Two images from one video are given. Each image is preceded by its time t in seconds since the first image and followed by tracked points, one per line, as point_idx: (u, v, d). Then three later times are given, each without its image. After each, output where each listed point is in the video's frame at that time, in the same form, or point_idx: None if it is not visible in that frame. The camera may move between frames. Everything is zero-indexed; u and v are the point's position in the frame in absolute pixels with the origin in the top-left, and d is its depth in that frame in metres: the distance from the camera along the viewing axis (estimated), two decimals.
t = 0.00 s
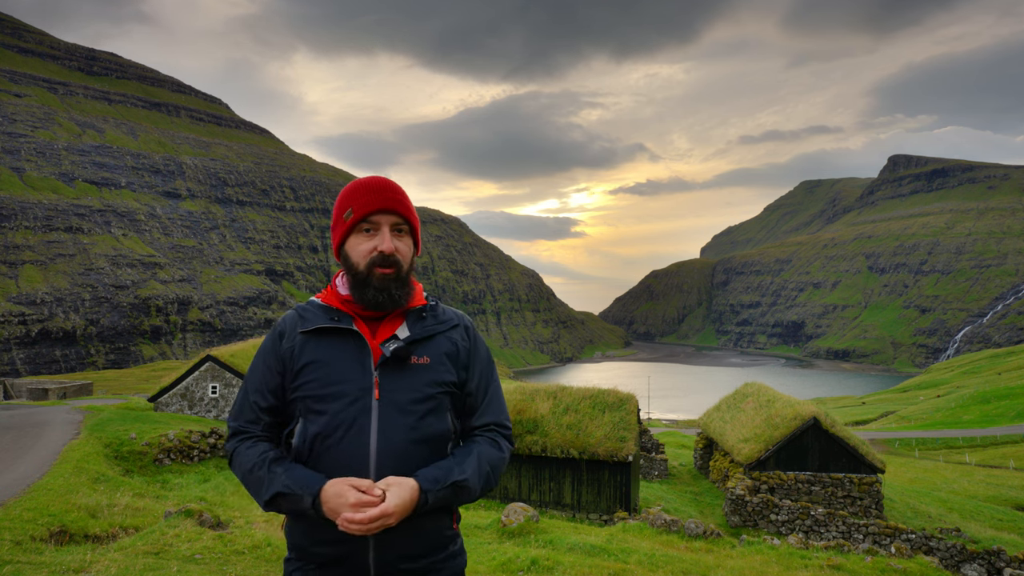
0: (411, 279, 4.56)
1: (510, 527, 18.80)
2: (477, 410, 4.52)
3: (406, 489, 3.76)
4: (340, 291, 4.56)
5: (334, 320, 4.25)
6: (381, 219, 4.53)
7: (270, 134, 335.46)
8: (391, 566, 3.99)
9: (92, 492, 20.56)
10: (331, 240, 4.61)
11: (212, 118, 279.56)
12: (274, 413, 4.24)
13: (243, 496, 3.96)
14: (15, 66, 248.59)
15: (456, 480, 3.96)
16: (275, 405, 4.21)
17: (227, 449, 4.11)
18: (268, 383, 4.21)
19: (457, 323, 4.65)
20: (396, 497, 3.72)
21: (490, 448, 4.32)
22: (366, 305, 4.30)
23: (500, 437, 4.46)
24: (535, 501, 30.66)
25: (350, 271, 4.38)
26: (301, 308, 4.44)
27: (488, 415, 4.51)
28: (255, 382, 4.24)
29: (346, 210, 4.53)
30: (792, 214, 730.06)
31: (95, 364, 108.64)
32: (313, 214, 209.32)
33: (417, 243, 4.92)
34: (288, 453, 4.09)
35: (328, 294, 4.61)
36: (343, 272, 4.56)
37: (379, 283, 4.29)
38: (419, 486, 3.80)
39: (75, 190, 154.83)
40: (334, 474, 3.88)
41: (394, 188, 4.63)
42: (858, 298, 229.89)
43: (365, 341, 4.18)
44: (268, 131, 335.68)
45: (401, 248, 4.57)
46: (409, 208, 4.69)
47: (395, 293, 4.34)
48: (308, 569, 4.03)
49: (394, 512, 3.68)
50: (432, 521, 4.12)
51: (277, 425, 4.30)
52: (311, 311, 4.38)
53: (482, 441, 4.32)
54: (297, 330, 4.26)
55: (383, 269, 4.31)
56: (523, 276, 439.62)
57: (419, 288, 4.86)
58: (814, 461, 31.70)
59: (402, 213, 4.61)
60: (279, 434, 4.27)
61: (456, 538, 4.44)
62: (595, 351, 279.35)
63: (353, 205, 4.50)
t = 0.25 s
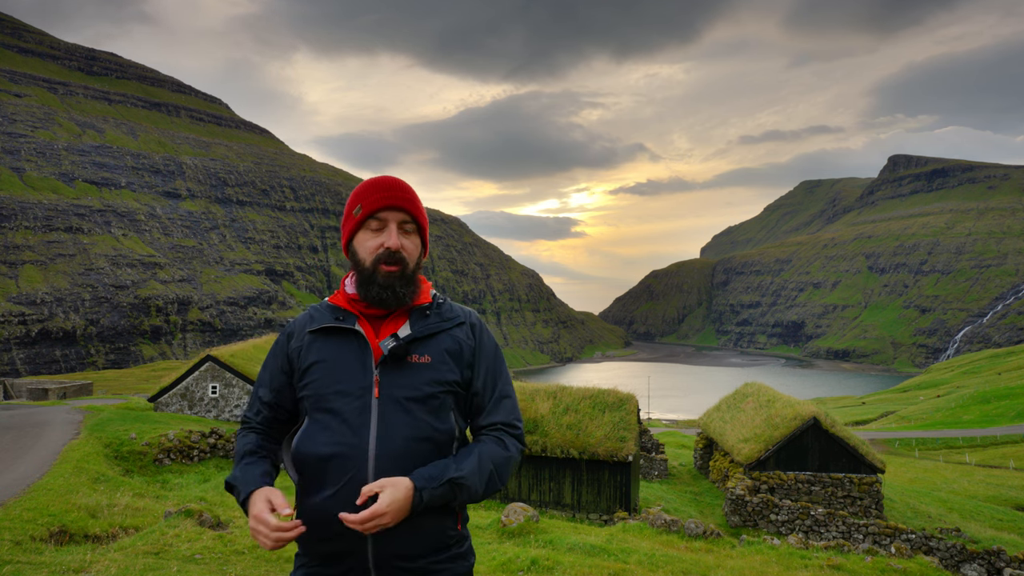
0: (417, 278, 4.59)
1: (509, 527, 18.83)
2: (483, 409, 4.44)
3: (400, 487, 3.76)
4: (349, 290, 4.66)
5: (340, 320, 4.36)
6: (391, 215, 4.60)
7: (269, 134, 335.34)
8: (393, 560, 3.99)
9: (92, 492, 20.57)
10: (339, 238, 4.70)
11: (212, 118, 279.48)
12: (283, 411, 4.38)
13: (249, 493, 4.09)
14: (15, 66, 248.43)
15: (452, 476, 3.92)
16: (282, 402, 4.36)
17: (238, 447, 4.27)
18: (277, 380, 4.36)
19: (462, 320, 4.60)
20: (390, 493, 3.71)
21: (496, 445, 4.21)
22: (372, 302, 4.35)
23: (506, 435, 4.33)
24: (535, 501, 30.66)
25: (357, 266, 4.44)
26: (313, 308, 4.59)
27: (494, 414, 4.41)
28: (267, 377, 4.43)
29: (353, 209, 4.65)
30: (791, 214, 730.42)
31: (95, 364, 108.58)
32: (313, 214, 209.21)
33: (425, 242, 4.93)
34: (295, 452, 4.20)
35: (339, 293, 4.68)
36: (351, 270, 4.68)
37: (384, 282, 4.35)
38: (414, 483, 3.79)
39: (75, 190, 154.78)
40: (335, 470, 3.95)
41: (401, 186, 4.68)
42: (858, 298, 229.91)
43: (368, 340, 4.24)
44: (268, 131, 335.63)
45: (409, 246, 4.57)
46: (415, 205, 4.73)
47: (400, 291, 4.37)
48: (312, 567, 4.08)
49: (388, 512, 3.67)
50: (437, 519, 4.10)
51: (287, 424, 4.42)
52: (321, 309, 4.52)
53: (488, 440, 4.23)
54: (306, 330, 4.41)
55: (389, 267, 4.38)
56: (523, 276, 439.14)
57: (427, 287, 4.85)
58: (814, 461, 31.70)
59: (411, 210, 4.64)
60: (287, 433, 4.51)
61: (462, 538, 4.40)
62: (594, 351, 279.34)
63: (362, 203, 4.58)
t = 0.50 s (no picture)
0: (423, 278, 4.56)
1: (510, 527, 18.81)
2: (488, 411, 4.34)
3: (397, 486, 3.75)
4: (356, 289, 4.69)
5: (345, 320, 4.42)
6: (396, 215, 4.58)
7: (270, 134, 335.47)
8: (391, 562, 3.97)
9: (92, 492, 20.57)
10: (346, 235, 4.69)
11: (212, 118, 279.50)
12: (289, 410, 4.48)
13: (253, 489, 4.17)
14: (15, 66, 248.53)
15: (451, 479, 3.86)
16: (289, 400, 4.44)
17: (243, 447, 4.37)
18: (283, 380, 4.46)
19: (468, 320, 4.52)
20: (388, 493, 3.70)
21: (496, 448, 4.13)
22: (378, 301, 4.33)
23: (510, 436, 4.24)
24: (535, 501, 30.67)
25: (364, 264, 4.45)
26: (323, 309, 4.67)
27: (499, 416, 4.33)
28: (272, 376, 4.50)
29: (361, 207, 4.64)
30: (791, 213, 730.15)
31: (95, 364, 108.65)
32: (314, 214, 209.26)
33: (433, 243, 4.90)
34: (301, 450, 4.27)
35: (347, 293, 4.71)
36: (357, 270, 4.68)
37: (391, 280, 4.33)
38: (411, 486, 3.76)
39: (75, 190, 154.88)
40: (336, 471, 3.99)
41: (406, 186, 4.66)
42: (858, 298, 229.98)
43: (372, 341, 4.24)
44: (268, 131, 335.70)
45: (415, 247, 4.56)
46: (422, 205, 4.70)
47: (407, 289, 4.36)
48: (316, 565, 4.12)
49: (384, 513, 3.67)
50: (438, 521, 4.09)
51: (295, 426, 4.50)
52: (329, 309, 4.59)
53: (489, 443, 4.15)
54: (314, 331, 4.49)
55: (396, 266, 4.38)
56: (524, 276, 438.98)
57: (433, 286, 4.81)
58: (814, 461, 31.70)
59: (416, 210, 4.65)
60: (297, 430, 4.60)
61: (465, 539, 4.37)
62: (594, 351, 279.31)
63: (369, 202, 4.58)
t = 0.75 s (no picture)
0: (427, 280, 4.55)
1: (510, 527, 18.80)
2: (488, 414, 4.33)
3: (393, 489, 3.77)
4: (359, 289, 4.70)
5: (349, 322, 4.43)
6: (399, 217, 4.61)
7: (269, 134, 335.64)
8: (387, 561, 3.97)
9: (92, 492, 20.58)
10: (350, 240, 4.73)
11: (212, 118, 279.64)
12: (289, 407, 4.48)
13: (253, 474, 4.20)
14: (15, 66, 248.40)
15: (449, 477, 3.89)
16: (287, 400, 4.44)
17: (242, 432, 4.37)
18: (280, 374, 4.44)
19: (474, 323, 4.48)
20: (386, 493, 3.70)
21: (497, 452, 4.12)
22: (385, 305, 4.35)
23: (507, 441, 4.19)
24: (535, 501, 30.67)
25: (369, 268, 4.48)
26: (329, 305, 4.74)
27: (501, 420, 4.27)
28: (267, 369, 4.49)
29: (365, 210, 4.65)
30: (791, 213, 730.30)
31: (95, 364, 108.62)
32: (314, 214, 209.18)
33: (437, 242, 4.91)
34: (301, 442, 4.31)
35: (352, 293, 4.74)
36: (362, 271, 4.72)
37: (399, 283, 4.34)
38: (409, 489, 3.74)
39: (75, 190, 154.84)
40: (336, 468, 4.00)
41: (409, 187, 4.69)
42: (858, 298, 230.03)
43: (375, 346, 4.26)
44: (268, 131, 335.67)
45: (419, 246, 4.58)
46: (426, 207, 4.72)
47: (416, 290, 4.34)
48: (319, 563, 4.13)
49: (382, 508, 3.67)
50: (437, 523, 4.09)
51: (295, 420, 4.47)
52: (334, 309, 4.63)
53: (491, 448, 4.11)
54: (320, 331, 4.55)
55: (403, 267, 4.35)
56: (523, 276, 438.94)
57: (439, 287, 4.79)
58: (814, 461, 31.71)
59: (419, 211, 4.67)
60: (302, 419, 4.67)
61: (465, 543, 4.31)
62: (595, 351, 279.29)
63: (371, 205, 4.59)
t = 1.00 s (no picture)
0: (430, 282, 4.51)
1: (510, 527, 18.82)
2: (488, 416, 4.30)
3: (391, 489, 3.79)
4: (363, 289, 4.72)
5: (352, 320, 4.43)
6: (403, 218, 4.58)
7: (269, 134, 335.68)
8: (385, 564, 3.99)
9: (92, 492, 20.58)
10: (355, 239, 4.76)
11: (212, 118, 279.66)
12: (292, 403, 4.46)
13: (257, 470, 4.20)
14: (15, 66, 248.30)
15: (448, 481, 3.89)
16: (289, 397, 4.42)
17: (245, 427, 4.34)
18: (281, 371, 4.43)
19: (477, 326, 4.45)
20: (383, 491, 3.73)
21: (497, 457, 4.08)
22: (388, 305, 4.36)
23: (509, 442, 4.15)
24: (535, 501, 30.68)
25: (370, 269, 4.50)
26: (336, 305, 4.75)
27: (500, 423, 4.24)
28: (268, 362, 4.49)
29: (369, 210, 4.62)
30: (791, 213, 730.40)
31: (95, 364, 108.56)
32: (314, 214, 209.11)
33: (442, 244, 4.89)
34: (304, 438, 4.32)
35: (359, 292, 4.74)
36: (368, 272, 4.72)
37: (401, 284, 4.35)
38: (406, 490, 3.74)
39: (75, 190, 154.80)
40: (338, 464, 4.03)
41: (415, 187, 4.66)
42: (858, 298, 230.10)
43: (378, 346, 4.25)
44: (268, 131, 335.68)
45: (423, 248, 4.56)
46: (432, 208, 4.70)
47: (417, 292, 4.35)
48: (318, 560, 4.16)
49: (379, 504, 3.70)
50: (436, 523, 4.10)
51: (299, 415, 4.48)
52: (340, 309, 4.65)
53: (491, 452, 4.10)
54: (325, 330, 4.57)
55: (404, 270, 4.36)
56: (524, 276, 438.83)
57: (444, 287, 4.78)
58: (814, 461, 31.70)
59: (425, 211, 4.63)
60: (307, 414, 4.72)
61: (464, 544, 4.30)
62: (595, 351, 279.29)
63: (375, 205, 4.58)
